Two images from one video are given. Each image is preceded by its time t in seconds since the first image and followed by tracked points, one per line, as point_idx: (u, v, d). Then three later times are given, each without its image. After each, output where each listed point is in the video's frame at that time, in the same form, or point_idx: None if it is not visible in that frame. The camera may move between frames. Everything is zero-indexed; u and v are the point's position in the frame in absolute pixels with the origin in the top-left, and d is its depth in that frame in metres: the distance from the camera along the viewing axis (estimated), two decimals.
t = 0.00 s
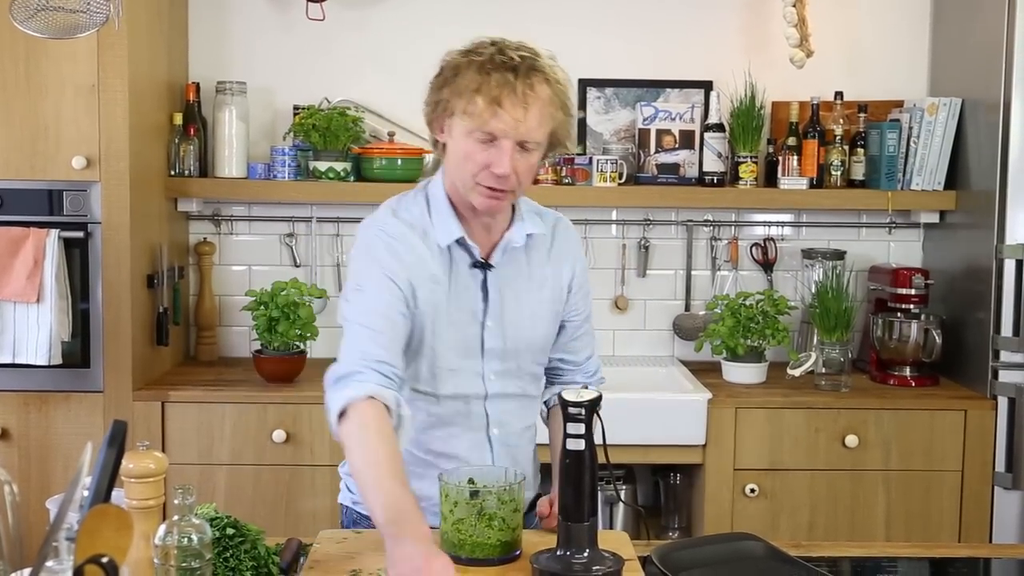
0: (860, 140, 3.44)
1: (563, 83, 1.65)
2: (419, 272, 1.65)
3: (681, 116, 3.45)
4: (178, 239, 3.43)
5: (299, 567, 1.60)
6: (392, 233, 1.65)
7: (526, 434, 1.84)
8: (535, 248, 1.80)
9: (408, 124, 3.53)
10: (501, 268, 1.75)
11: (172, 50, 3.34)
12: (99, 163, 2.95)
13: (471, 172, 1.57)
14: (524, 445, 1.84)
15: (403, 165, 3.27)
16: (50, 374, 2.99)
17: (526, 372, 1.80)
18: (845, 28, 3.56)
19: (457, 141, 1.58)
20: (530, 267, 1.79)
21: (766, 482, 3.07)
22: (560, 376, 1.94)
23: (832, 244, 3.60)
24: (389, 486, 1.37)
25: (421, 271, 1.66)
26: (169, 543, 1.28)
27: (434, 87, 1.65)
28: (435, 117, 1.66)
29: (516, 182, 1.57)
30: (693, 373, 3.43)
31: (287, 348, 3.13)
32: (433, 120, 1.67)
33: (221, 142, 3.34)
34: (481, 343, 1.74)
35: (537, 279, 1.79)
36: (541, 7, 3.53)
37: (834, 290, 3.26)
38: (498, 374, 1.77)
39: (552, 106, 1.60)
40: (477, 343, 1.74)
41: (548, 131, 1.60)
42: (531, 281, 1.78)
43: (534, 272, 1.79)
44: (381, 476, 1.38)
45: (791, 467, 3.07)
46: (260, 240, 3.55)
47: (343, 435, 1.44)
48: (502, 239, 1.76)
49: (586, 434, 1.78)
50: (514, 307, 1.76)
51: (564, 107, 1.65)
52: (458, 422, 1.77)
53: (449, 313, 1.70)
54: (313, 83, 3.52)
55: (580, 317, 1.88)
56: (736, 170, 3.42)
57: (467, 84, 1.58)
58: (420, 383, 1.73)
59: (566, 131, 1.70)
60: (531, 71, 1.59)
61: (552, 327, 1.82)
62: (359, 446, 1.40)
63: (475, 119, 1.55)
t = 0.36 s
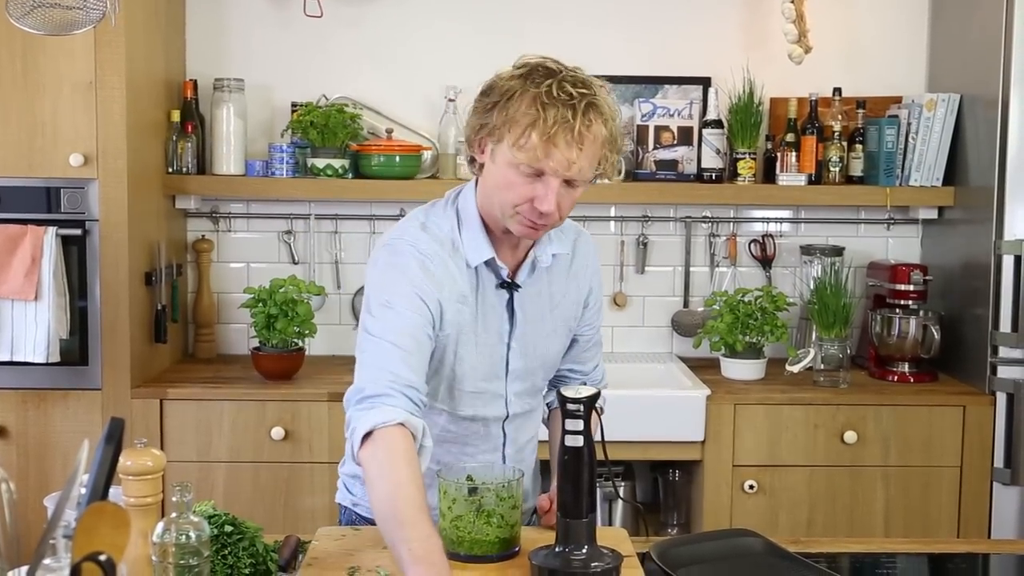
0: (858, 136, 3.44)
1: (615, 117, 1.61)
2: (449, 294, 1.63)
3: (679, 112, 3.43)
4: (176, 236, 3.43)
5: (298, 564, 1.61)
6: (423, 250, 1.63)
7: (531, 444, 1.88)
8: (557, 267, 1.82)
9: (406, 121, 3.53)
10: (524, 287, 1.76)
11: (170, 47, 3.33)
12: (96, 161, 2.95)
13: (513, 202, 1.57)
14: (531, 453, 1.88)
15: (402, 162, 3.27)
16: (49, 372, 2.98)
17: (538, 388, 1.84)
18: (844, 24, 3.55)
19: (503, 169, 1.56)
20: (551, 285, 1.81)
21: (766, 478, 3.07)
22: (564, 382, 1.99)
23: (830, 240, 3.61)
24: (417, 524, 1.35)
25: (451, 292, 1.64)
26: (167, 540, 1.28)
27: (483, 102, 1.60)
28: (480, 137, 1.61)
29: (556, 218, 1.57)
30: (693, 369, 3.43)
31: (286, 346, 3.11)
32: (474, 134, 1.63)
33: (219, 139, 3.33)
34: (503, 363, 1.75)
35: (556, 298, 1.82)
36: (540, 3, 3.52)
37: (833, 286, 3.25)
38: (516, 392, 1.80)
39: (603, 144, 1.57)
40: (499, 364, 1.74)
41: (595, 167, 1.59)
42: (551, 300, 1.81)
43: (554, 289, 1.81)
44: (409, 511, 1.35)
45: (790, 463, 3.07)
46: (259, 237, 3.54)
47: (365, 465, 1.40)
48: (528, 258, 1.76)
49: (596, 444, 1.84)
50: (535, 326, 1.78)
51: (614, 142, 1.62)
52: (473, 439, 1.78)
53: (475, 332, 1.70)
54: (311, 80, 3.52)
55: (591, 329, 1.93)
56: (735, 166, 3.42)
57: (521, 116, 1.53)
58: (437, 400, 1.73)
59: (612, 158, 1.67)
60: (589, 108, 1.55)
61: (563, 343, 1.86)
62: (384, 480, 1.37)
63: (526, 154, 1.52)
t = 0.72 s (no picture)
0: (857, 134, 3.44)
1: (612, 115, 1.61)
2: (448, 289, 1.64)
3: (678, 110, 3.43)
4: (176, 233, 3.43)
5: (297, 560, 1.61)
6: (422, 246, 1.63)
7: (531, 441, 1.88)
8: (554, 263, 1.82)
9: (406, 119, 3.52)
10: (522, 283, 1.76)
11: (170, 44, 3.33)
12: (96, 158, 2.94)
13: (510, 201, 1.57)
14: (530, 451, 1.89)
15: (402, 159, 3.27)
16: (48, 368, 2.98)
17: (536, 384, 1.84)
18: (844, 22, 3.55)
19: (500, 167, 1.56)
20: (548, 282, 1.81)
21: (764, 476, 3.07)
22: (563, 379, 1.99)
23: (830, 238, 3.61)
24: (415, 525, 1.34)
25: (450, 287, 1.64)
26: (167, 536, 1.28)
27: (480, 100, 1.60)
28: (477, 135, 1.61)
29: (554, 217, 1.58)
30: (691, 367, 3.43)
31: (285, 342, 3.11)
32: (471, 132, 1.63)
33: (219, 136, 3.34)
34: (501, 359, 1.75)
35: (553, 294, 1.82)
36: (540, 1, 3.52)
37: (832, 284, 3.26)
38: (514, 389, 1.80)
39: (601, 142, 1.58)
40: (498, 359, 1.75)
41: (591, 166, 1.59)
42: (548, 295, 1.81)
43: (551, 285, 1.81)
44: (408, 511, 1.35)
45: (788, 461, 3.07)
46: (258, 234, 3.54)
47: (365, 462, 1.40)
48: (525, 254, 1.77)
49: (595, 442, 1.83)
50: (533, 323, 1.78)
51: (610, 139, 1.63)
52: (473, 436, 1.78)
53: (473, 329, 1.70)
54: (311, 77, 3.52)
55: (589, 325, 1.93)
56: (734, 164, 3.42)
57: (518, 116, 1.54)
58: (437, 397, 1.73)
59: (608, 156, 1.67)
60: (586, 108, 1.55)
61: (562, 340, 1.87)
62: (383, 479, 1.37)
63: (523, 154, 1.53)
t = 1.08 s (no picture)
0: (858, 133, 3.45)
1: (584, 73, 1.71)
2: (426, 248, 1.70)
3: (679, 109, 3.45)
4: (176, 231, 3.44)
5: (299, 557, 1.61)
6: (403, 207, 1.71)
7: (530, 422, 1.87)
8: (545, 237, 1.85)
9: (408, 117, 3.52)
10: (509, 251, 1.80)
11: (171, 41, 3.33)
12: (98, 155, 2.95)
13: (489, 153, 1.64)
14: (529, 436, 1.87)
15: (402, 157, 3.27)
16: (48, 365, 2.99)
17: (531, 358, 1.84)
18: (845, 21, 3.56)
19: (479, 121, 1.65)
20: (539, 255, 1.84)
21: (764, 475, 3.07)
22: (563, 371, 1.99)
23: (830, 237, 3.61)
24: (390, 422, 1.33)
25: (428, 247, 1.71)
26: (169, 533, 1.28)
27: (461, 65, 1.70)
28: (459, 97, 1.71)
29: (532, 166, 1.64)
30: (692, 366, 3.43)
31: (286, 340, 3.11)
32: (453, 96, 1.73)
33: (220, 134, 3.34)
34: (488, 324, 1.78)
35: (546, 268, 1.84)
36: None
37: (832, 283, 3.26)
38: (505, 359, 1.80)
39: (572, 94, 1.67)
40: (484, 324, 1.78)
41: (565, 120, 1.67)
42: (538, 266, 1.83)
43: (542, 258, 1.84)
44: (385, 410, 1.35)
45: (788, 460, 3.07)
46: (259, 231, 3.55)
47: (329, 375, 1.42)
48: (512, 224, 1.81)
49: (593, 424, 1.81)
50: (522, 292, 1.80)
51: (584, 97, 1.72)
52: (463, 405, 1.78)
53: (455, 289, 1.74)
54: (312, 75, 3.52)
55: (586, 309, 1.93)
56: (735, 162, 3.43)
57: (493, 67, 1.63)
58: (423, 362, 1.74)
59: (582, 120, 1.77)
60: (556, 61, 1.66)
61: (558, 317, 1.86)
62: (357, 389, 1.38)
63: (498, 102, 1.62)
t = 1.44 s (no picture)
0: (859, 133, 3.45)
1: (578, 97, 1.74)
2: (400, 228, 1.80)
3: (680, 109, 3.45)
4: (177, 230, 3.44)
5: (299, 556, 1.62)
6: (386, 191, 1.82)
7: (517, 409, 1.87)
8: (535, 229, 1.89)
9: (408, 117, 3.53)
10: (496, 239, 1.86)
11: (172, 41, 3.33)
12: (98, 154, 2.95)
13: (479, 168, 1.71)
14: (520, 423, 1.88)
15: (403, 157, 3.27)
16: (49, 365, 2.99)
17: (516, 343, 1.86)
18: (845, 21, 3.56)
19: (471, 138, 1.70)
20: (527, 245, 1.88)
21: (764, 474, 3.08)
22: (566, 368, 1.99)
23: (830, 236, 3.61)
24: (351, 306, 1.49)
25: (403, 227, 1.80)
26: (170, 531, 1.28)
27: (460, 75, 1.72)
28: (454, 106, 1.74)
29: (518, 185, 1.72)
30: (692, 365, 3.43)
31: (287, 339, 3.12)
32: (449, 101, 1.75)
33: (220, 134, 3.34)
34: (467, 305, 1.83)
35: (532, 257, 1.87)
36: None
37: (833, 282, 3.26)
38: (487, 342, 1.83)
39: (563, 124, 1.70)
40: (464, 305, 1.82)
41: (554, 143, 1.72)
42: (525, 254, 1.87)
43: (531, 248, 1.88)
44: (341, 301, 1.51)
45: (789, 459, 3.08)
46: (260, 231, 3.55)
47: (273, 300, 1.56)
48: (501, 216, 1.86)
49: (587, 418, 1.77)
50: (507, 278, 1.85)
51: (575, 119, 1.75)
52: (441, 382, 1.81)
53: (430, 268, 1.81)
54: (313, 75, 3.52)
55: (582, 303, 1.94)
56: (735, 162, 3.43)
57: (489, 95, 1.66)
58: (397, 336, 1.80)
59: (572, 133, 1.79)
60: (552, 93, 1.67)
61: (547, 307, 1.89)
62: (316, 302, 1.52)
63: (492, 129, 1.66)
